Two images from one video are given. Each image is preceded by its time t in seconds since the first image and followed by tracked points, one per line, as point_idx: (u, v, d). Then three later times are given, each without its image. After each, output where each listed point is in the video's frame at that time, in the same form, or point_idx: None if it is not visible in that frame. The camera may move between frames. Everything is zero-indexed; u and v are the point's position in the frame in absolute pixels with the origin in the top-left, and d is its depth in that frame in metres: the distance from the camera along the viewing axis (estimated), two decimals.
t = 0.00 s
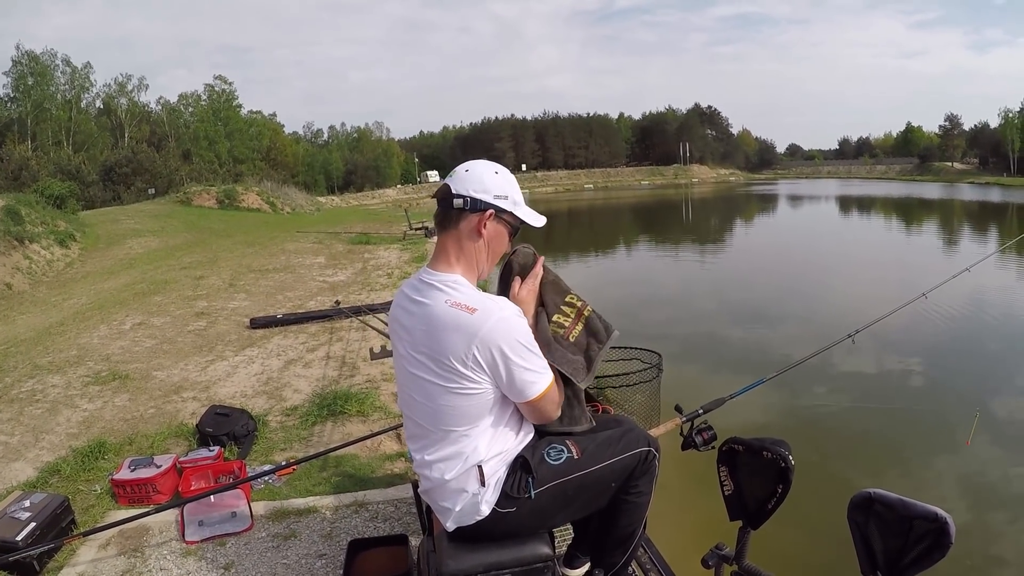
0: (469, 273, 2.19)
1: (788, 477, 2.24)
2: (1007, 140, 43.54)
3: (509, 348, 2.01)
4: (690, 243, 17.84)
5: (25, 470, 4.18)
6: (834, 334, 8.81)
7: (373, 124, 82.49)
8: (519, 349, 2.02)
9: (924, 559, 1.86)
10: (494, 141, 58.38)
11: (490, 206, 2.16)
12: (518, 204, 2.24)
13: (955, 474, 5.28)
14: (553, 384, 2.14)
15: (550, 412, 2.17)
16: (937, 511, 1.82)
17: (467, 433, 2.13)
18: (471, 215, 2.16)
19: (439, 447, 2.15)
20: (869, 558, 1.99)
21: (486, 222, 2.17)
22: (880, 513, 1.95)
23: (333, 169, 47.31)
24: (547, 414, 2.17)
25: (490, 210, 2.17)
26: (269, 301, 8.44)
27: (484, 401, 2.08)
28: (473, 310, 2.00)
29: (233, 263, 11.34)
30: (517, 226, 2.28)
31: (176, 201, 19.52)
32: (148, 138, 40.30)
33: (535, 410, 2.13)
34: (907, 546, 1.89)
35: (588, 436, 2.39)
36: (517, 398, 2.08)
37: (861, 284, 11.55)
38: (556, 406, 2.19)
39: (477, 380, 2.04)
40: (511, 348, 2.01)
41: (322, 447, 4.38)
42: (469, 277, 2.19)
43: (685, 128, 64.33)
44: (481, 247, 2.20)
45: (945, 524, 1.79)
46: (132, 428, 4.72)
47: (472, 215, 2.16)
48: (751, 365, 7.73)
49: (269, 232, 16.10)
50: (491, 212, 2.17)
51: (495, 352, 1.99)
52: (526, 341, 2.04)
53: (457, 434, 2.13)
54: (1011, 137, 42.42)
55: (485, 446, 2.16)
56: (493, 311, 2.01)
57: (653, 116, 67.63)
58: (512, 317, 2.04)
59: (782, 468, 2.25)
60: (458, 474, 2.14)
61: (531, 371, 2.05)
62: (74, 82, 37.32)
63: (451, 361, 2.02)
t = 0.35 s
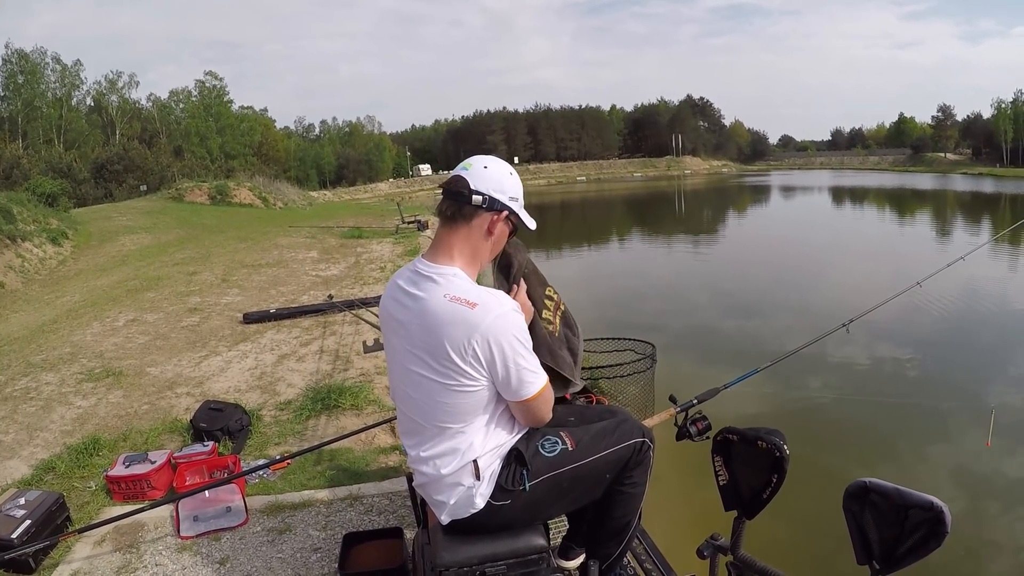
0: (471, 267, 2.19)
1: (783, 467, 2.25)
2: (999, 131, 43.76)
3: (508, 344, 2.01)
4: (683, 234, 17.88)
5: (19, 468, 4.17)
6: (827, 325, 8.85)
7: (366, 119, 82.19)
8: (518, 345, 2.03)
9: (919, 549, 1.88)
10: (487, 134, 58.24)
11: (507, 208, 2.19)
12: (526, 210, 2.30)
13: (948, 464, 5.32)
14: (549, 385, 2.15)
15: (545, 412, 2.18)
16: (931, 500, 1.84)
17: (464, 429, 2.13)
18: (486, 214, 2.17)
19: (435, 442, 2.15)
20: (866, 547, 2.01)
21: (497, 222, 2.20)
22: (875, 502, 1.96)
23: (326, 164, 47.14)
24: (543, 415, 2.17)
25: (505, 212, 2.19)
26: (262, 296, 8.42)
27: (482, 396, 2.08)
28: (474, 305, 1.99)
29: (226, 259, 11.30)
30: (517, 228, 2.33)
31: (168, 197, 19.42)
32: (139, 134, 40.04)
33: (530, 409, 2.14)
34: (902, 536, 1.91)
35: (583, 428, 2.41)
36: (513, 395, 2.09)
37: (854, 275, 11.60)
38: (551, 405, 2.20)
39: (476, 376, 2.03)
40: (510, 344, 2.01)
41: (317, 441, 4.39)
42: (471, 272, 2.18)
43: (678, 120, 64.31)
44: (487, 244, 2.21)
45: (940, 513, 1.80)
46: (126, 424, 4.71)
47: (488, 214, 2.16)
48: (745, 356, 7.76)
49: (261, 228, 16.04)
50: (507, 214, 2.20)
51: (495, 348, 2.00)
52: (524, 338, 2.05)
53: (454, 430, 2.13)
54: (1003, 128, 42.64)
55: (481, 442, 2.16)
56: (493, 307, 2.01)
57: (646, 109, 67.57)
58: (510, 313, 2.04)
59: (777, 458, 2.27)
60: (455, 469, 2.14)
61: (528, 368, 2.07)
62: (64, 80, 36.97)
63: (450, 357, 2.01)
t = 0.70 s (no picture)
0: (479, 270, 2.21)
1: (783, 463, 2.25)
2: (997, 128, 43.78)
3: (516, 340, 2.03)
4: (681, 231, 17.87)
5: (17, 462, 4.16)
6: (825, 322, 8.86)
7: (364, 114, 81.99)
8: (525, 340, 2.06)
9: (919, 546, 1.88)
10: (485, 130, 58.17)
11: (526, 223, 2.22)
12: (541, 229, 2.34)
13: (945, 462, 5.34)
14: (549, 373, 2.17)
15: (543, 399, 2.19)
16: (931, 496, 1.84)
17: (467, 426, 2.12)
18: (506, 223, 2.19)
19: (437, 440, 2.14)
20: (865, 544, 2.02)
21: (514, 233, 2.23)
22: (875, 498, 1.97)
23: (324, 159, 47.00)
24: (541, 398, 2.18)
25: (524, 226, 2.23)
26: (260, 291, 8.41)
27: (488, 392, 2.08)
28: (483, 302, 1.99)
29: (224, 253, 11.29)
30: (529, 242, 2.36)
31: (166, 191, 19.38)
32: (137, 129, 39.95)
33: (529, 397, 2.15)
34: (901, 533, 1.92)
35: (581, 424, 2.41)
36: (517, 389, 2.10)
37: (852, 272, 11.61)
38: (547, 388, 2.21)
39: (484, 372, 2.03)
40: (518, 340, 2.03)
41: (314, 436, 4.38)
42: (478, 274, 2.21)
43: (676, 116, 64.29)
44: (499, 252, 2.24)
45: (940, 509, 1.80)
46: (124, 418, 4.70)
47: (507, 223, 2.20)
48: (742, 353, 7.78)
49: (259, 223, 16.02)
50: (524, 227, 2.24)
51: (505, 344, 2.01)
52: (529, 333, 2.08)
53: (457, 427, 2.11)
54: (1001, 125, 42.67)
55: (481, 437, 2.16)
56: (502, 303, 2.02)
57: (644, 105, 67.47)
58: (517, 309, 2.05)
59: (777, 454, 2.27)
60: (458, 466, 2.13)
61: (533, 362, 2.09)
62: (63, 74, 36.86)
63: (458, 354, 1.99)
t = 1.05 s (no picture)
0: (479, 269, 2.20)
1: (783, 456, 2.26)
2: (994, 118, 43.76)
3: (514, 343, 1.96)
4: (679, 225, 17.86)
5: (18, 467, 4.16)
6: (824, 314, 8.87)
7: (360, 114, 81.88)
8: (526, 347, 1.97)
9: (921, 537, 1.88)
10: (482, 128, 58.13)
11: (525, 223, 2.23)
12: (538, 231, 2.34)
13: (945, 453, 5.35)
14: (558, 393, 2.07)
15: (553, 427, 2.08)
16: (932, 487, 1.84)
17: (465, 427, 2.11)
18: (506, 223, 2.20)
19: (434, 438, 2.13)
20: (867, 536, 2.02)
21: (513, 233, 2.24)
22: (877, 490, 1.97)
23: (321, 159, 46.94)
24: (550, 427, 2.07)
25: (523, 226, 2.24)
26: (259, 292, 8.42)
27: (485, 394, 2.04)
28: (481, 299, 1.97)
29: (222, 256, 11.29)
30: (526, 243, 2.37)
31: (163, 194, 19.35)
32: (134, 133, 39.88)
33: (536, 420, 2.05)
34: (902, 524, 1.92)
35: (581, 419, 2.42)
36: (516, 401, 2.01)
37: (851, 264, 11.61)
38: (558, 418, 2.09)
39: (480, 372, 1.99)
40: (515, 344, 1.96)
41: (315, 436, 4.39)
42: (478, 273, 2.20)
43: (672, 111, 64.21)
44: (499, 252, 2.24)
45: (940, 500, 1.81)
46: (125, 421, 4.71)
47: (508, 223, 2.20)
48: (742, 346, 7.79)
49: (258, 224, 16.02)
50: (523, 228, 2.25)
51: (503, 345, 1.95)
52: (531, 340, 1.99)
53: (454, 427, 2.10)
54: (998, 114, 42.65)
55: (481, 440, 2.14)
56: (501, 303, 1.98)
57: (641, 100, 67.38)
58: (517, 312, 2.00)
59: (777, 447, 2.28)
60: (457, 465, 2.13)
61: (535, 371, 1.99)
62: (59, 79, 36.79)
63: (453, 350, 1.97)
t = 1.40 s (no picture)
0: (484, 265, 2.19)
1: (788, 447, 2.25)
2: (993, 104, 43.63)
3: (508, 339, 1.92)
4: (679, 218, 17.84)
5: (24, 472, 4.17)
6: (826, 304, 8.85)
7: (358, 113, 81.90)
8: (522, 344, 1.92)
9: (928, 526, 1.87)
10: (479, 124, 58.10)
11: (530, 218, 2.23)
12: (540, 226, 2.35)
13: (948, 441, 5.34)
14: (551, 400, 1.99)
15: (541, 436, 1.99)
16: (939, 476, 1.83)
17: (464, 424, 2.08)
18: (512, 218, 2.19)
19: (433, 434, 2.11)
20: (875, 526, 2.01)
21: (517, 229, 2.23)
22: (883, 480, 1.96)
23: (319, 159, 46.92)
24: (537, 436, 1.99)
25: (527, 220, 2.24)
26: (260, 293, 8.42)
27: (482, 390, 2.01)
28: (482, 292, 1.95)
29: (223, 258, 11.29)
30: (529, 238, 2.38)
31: (163, 198, 19.37)
32: (132, 137, 39.90)
33: (522, 427, 1.97)
34: (910, 514, 1.91)
35: (586, 414, 2.42)
36: (505, 402, 1.94)
37: (851, 253, 11.57)
38: (545, 429, 1.99)
39: (476, 367, 1.96)
40: (509, 340, 1.92)
41: (319, 435, 4.39)
42: (483, 269, 2.18)
43: (670, 103, 64.06)
44: (504, 247, 2.23)
45: (948, 489, 1.80)
46: (129, 425, 4.71)
47: (512, 219, 2.19)
48: (745, 338, 7.78)
49: (258, 225, 16.02)
50: (527, 223, 2.25)
51: (499, 341, 1.91)
52: (529, 338, 1.95)
53: (453, 424, 2.07)
54: (997, 101, 42.53)
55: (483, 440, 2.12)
56: (501, 298, 1.95)
57: (638, 93, 67.24)
58: (517, 309, 1.97)
59: (782, 439, 2.27)
60: (457, 462, 2.12)
61: (530, 371, 1.93)
62: (57, 85, 36.80)
63: (451, 344, 1.95)
